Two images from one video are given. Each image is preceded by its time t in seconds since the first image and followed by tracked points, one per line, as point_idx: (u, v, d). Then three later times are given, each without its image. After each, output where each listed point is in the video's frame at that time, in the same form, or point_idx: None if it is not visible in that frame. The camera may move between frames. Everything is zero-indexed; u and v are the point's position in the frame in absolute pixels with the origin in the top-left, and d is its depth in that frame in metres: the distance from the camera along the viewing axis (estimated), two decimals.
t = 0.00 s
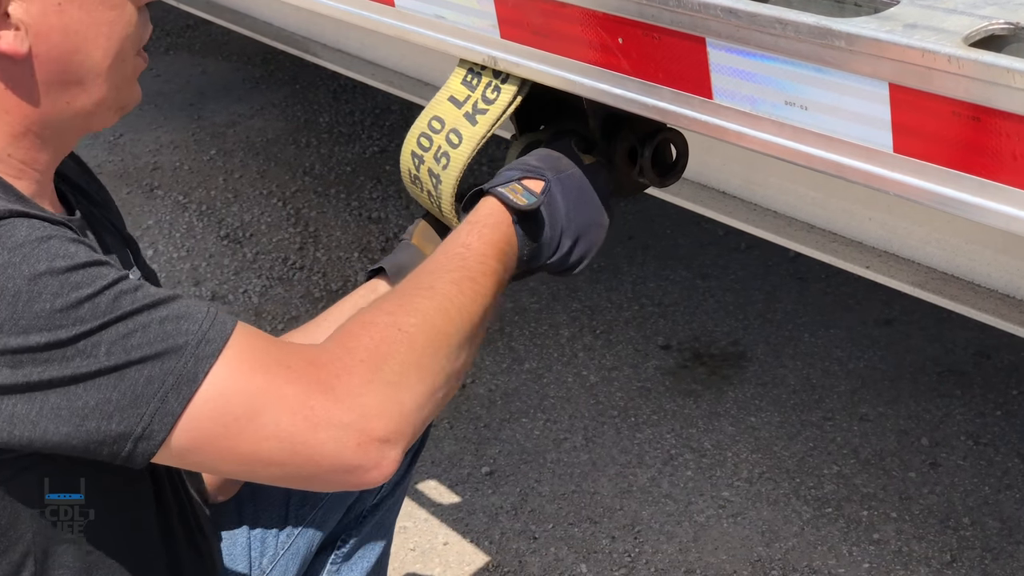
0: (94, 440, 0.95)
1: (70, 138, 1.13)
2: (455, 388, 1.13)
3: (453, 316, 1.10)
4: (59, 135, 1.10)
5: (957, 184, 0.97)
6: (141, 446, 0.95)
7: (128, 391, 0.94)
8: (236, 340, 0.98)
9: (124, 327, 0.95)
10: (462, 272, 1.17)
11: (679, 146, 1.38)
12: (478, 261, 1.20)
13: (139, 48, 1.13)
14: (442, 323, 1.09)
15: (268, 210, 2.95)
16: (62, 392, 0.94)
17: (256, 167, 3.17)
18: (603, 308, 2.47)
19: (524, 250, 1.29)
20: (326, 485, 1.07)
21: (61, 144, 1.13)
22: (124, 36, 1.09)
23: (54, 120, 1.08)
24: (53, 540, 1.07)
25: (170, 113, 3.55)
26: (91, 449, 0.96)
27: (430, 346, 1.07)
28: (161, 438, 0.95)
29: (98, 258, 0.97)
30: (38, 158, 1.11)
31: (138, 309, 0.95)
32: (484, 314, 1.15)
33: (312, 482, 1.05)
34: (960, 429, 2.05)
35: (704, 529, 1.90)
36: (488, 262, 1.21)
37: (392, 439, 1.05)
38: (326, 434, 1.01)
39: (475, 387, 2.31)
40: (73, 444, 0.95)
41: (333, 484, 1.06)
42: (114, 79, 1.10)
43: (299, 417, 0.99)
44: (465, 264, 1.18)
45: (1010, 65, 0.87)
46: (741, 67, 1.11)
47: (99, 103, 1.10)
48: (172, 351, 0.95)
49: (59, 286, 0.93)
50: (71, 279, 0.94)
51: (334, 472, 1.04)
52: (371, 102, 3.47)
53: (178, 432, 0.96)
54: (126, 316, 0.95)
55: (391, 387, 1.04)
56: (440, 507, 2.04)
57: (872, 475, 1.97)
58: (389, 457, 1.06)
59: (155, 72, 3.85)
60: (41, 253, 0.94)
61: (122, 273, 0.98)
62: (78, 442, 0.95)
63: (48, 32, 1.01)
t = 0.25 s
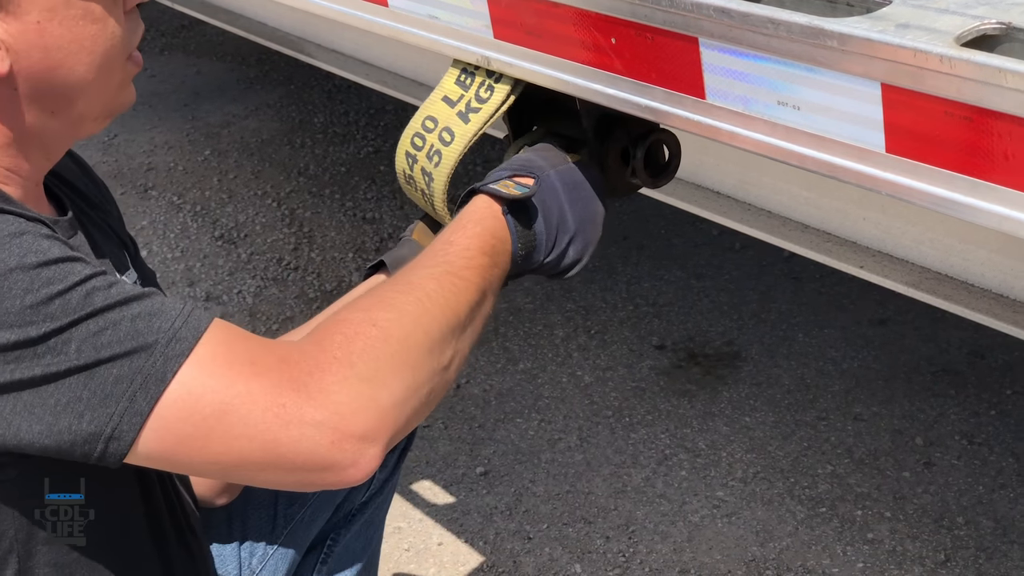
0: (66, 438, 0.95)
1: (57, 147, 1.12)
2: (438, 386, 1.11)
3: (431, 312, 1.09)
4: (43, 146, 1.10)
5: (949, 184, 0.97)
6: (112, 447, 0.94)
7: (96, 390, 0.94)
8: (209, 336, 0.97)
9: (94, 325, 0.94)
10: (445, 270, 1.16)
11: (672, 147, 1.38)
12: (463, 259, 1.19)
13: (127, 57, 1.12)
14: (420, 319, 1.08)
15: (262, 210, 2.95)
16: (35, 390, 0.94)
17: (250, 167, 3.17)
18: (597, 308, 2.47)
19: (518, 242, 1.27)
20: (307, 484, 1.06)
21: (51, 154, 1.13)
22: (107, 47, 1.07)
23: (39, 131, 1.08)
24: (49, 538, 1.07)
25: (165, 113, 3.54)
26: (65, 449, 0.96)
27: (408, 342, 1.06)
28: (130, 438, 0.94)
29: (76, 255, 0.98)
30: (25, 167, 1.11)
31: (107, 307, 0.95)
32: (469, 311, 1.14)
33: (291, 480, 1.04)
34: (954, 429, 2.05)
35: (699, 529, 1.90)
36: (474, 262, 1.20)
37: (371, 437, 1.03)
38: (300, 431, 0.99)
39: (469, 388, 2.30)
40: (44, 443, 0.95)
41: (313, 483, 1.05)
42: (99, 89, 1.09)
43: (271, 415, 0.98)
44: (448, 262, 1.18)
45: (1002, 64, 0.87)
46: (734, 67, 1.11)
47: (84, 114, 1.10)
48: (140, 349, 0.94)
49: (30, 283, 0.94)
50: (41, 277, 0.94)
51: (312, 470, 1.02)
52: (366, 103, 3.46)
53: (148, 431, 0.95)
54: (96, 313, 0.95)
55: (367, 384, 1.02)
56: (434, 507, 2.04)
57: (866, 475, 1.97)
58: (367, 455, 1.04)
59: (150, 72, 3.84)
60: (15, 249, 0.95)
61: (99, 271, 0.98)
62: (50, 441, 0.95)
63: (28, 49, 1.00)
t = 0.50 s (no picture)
0: (60, 441, 0.96)
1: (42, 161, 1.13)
2: (432, 382, 1.13)
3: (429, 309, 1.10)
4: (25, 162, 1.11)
5: (943, 184, 0.98)
6: (109, 447, 0.96)
7: (93, 394, 0.95)
8: (201, 338, 0.99)
9: (88, 331, 0.95)
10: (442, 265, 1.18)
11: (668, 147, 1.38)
12: (460, 254, 1.21)
13: (99, 80, 1.12)
14: (416, 316, 1.09)
15: (260, 211, 2.95)
16: (27, 398, 0.94)
17: (249, 169, 3.17)
18: (595, 308, 2.48)
19: (510, 245, 1.29)
20: (303, 477, 1.08)
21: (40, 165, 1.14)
22: (70, 68, 1.07)
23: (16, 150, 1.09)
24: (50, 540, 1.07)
25: (163, 115, 3.54)
26: (59, 452, 0.96)
27: (405, 340, 1.07)
28: (127, 439, 0.96)
29: (63, 262, 0.98)
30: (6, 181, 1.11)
31: (101, 313, 0.96)
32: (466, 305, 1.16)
33: (287, 474, 1.06)
34: (951, 429, 2.06)
35: (697, 529, 1.90)
36: (471, 256, 1.21)
37: (365, 431, 1.05)
38: (298, 428, 1.01)
39: (467, 388, 2.31)
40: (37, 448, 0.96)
41: (308, 476, 1.07)
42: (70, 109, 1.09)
43: (270, 412, 1.00)
44: (445, 257, 1.19)
45: (995, 65, 0.87)
46: (729, 68, 1.11)
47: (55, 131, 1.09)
48: (137, 352, 0.96)
49: (20, 293, 0.94)
50: (31, 288, 0.94)
51: (308, 464, 1.05)
52: (364, 104, 3.47)
53: (146, 429, 0.96)
54: (90, 320, 0.96)
55: (364, 380, 1.04)
56: (433, 508, 2.04)
57: (864, 475, 1.97)
58: (362, 449, 1.06)
59: (148, 73, 3.84)
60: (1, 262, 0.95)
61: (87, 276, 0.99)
62: (44, 446, 0.95)
63: None
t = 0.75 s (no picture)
0: (62, 436, 0.97)
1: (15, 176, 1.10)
2: (434, 377, 1.13)
3: (429, 304, 1.10)
4: None
5: (949, 186, 0.98)
6: (109, 442, 0.97)
7: (91, 390, 0.96)
8: (202, 330, 0.99)
9: (86, 331, 0.96)
10: (446, 258, 1.18)
11: (675, 148, 1.39)
12: (464, 248, 1.21)
13: (33, 91, 1.03)
14: (418, 309, 1.09)
15: (267, 213, 2.96)
16: (25, 395, 0.95)
17: (255, 171, 3.18)
18: (601, 310, 2.48)
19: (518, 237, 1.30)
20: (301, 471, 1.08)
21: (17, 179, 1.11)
22: None
23: None
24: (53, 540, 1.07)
25: (170, 117, 3.56)
26: (59, 448, 0.97)
27: (406, 333, 1.07)
28: (128, 433, 0.96)
29: (64, 262, 0.99)
30: None
31: (98, 312, 0.97)
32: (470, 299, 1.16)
33: (286, 467, 1.05)
34: (957, 430, 2.06)
35: (703, 530, 1.91)
36: (475, 250, 1.22)
37: (365, 425, 1.05)
38: (298, 421, 1.01)
39: (473, 390, 2.31)
40: (39, 445, 0.97)
41: (306, 469, 1.06)
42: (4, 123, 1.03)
43: (271, 404, 1.00)
44: (449, 251, 1.19)
45: (1001, 67, 0.88)
46: (736, 70, 1.12)
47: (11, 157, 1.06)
48: (135, 348, 0.96)
49: (18, 294, 0.94)
50: (26, 290, 0.95)
51: (306, 457, 1.04)
52: (370, 106, 3.48)
53: (148, 421, 0.97)
54: (88, 319, 0.96)
55: (364, 375, 1.04)
56: (439, 509, 2.05)
57: (869, 476, 1.98)
58: (360, 443, 1.06)
59: (154, 76, 3.86)
60: None
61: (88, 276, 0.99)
62: (44, 441, 0.96)
63: None
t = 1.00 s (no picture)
0: (43, 435, 0.96)
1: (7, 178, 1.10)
2: (421, 375, 1.12)
3: (418, 302, 1.10)
4: None
5: (943, 189, 0.98)
6: (91, 441, 0.96)
7: (73, 387, 0.95)
8: (186, 327, 0.99)
9: (68, 329, 0.96)
10: (435, 257, 1.17)
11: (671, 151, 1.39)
12: (454, 246, 1.21)
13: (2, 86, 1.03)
14: (405, 306, 1.09)
15: (267, 215, 2.96)
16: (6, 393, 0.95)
17: (255, 173, 3.18)
18: (600, 312, 2.48)
19: (510, 237, 1.28)
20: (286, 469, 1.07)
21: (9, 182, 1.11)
22: None
23: None
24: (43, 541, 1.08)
25: (170, 119, 3.56)
26: (41, 448, 0.97)
27: (394, 330, 1.07)
28: (110, 431, 0.96)
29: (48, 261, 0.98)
30: None
31: (80, 310, 0.96)
32: (459, 297, 1.15)
33: (271, 465, 1.05)
34: (956, 433, 2.05)
35: (701, 534, 1.90)
36: (465, 249, 1.21)
37: (351, 422, 1.05)
38: (284, 417, 1.00)
39: (472, 393, 2.31)
40: (20, 445, 0.96)
41: (291, 467, 1.06)
42: None
43: (256, 400, 0.99)
44: (438, 249, 1.19)
45: (995, 69, 0.88)
46: (731, 73, 1.12)
47: None
48: (117, 345, 0.96)
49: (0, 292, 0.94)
50: (8, 288, 0.94)
51: (292, 455, 1.04)
52: (370, 108, 3.48)
53: (130, 418, 0.96)
54: (70, 317, 0.96)
55: (351, 372, 1.03)
56: (437, 512, 2.04)
57: (868, 479, 1.97)
58: (345, 440, 1.05)
59: (155, 78, 3.86)
60: None
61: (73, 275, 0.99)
62: (25, 439, 0.96)
63: None
